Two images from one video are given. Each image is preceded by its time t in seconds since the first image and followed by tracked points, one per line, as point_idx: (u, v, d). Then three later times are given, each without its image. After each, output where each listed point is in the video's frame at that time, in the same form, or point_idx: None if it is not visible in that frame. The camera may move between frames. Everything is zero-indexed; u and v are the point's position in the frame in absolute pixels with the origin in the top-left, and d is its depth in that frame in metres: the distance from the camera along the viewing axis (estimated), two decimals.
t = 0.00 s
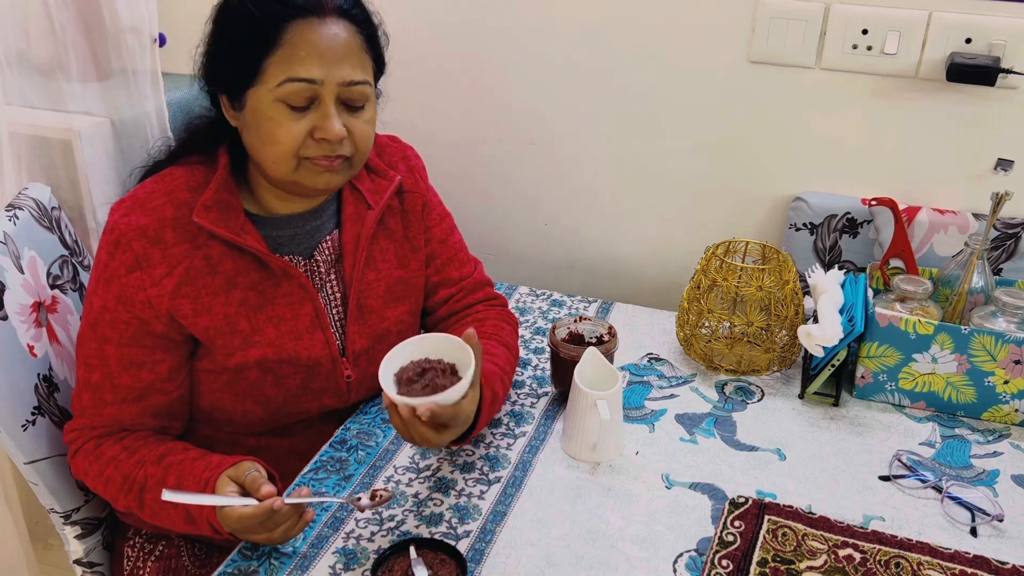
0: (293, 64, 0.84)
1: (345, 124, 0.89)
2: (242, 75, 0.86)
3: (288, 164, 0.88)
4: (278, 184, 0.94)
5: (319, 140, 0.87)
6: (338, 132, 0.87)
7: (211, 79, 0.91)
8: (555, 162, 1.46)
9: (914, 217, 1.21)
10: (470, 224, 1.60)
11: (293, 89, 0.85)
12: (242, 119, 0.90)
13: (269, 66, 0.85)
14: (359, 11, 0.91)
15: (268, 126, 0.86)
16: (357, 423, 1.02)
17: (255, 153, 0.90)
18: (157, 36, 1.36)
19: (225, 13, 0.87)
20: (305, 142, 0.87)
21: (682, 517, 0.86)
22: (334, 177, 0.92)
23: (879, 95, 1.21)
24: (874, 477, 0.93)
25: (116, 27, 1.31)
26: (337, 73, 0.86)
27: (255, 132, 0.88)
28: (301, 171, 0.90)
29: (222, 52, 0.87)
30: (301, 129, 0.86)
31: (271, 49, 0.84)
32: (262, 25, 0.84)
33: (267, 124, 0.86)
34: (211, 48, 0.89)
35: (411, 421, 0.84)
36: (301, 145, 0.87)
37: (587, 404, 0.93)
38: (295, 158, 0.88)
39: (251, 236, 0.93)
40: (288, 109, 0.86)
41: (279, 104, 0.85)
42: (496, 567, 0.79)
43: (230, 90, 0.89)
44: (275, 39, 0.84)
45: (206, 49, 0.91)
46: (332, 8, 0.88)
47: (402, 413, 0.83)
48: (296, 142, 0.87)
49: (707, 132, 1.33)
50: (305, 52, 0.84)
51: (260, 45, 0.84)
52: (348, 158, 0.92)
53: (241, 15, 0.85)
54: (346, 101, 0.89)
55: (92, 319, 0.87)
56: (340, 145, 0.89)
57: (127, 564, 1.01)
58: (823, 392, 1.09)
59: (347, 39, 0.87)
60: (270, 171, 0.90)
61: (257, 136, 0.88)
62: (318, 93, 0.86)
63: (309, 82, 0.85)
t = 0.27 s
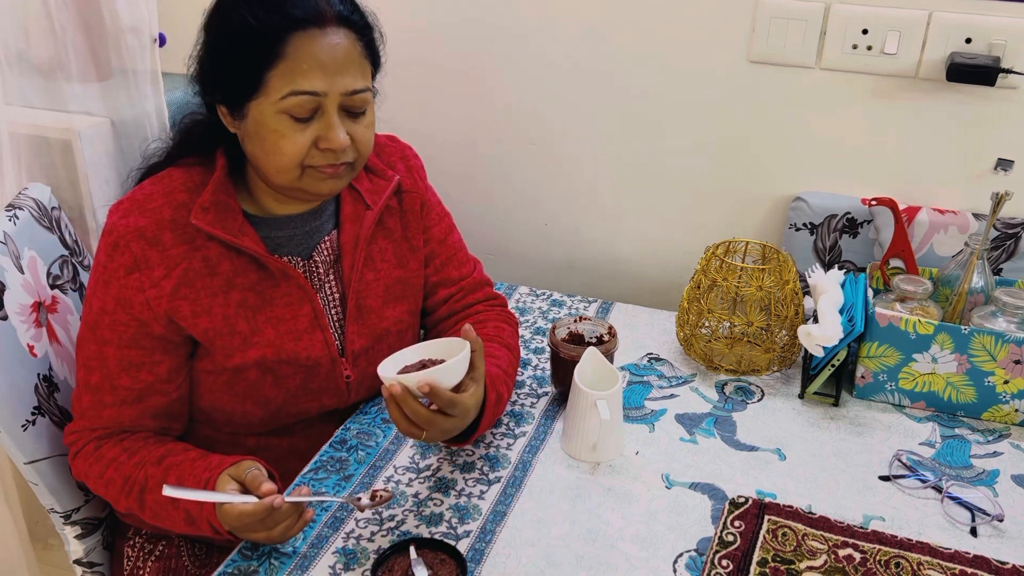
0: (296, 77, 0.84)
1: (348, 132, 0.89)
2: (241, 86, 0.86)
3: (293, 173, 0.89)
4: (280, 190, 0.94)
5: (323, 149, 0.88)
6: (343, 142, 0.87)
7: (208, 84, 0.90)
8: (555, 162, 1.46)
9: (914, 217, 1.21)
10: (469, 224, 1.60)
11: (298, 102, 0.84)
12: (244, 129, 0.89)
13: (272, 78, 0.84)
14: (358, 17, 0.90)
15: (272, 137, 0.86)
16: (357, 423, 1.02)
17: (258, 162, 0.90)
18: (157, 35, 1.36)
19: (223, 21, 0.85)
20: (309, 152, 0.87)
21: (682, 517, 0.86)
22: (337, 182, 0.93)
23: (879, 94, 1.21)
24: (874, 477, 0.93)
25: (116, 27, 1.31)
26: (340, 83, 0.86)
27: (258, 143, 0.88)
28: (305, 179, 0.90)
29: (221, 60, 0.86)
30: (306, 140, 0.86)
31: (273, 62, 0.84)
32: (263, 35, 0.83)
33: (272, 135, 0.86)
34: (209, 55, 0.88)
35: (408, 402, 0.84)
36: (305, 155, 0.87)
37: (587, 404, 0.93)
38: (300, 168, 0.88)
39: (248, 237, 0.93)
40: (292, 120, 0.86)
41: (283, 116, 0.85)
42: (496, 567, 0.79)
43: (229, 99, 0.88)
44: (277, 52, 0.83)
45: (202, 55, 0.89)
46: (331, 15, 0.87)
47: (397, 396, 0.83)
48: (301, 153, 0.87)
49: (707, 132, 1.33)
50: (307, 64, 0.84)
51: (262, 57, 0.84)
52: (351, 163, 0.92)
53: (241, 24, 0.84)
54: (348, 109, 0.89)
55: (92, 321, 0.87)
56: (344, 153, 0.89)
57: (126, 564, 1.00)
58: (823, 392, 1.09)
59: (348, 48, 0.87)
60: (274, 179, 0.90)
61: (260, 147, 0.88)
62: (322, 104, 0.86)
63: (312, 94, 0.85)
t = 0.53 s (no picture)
0: (297, 79, 0.84)
1: (349, 133, 0.89)
2: (241, 89, 0.86)
3: (293, 175, 0.88)
4: (279, 191, 0.94)
5: (324, 151, 0.88)
6: (343, 144, 0.87)
7: (208, 85, 0.89)
8: (555, 162, 1.46)
9: (914, 217, 1.21)
10: (469, 224, 1.59)
11: (299, 104, 0.84)
12: (244, 132, 0.89)
13: (272, 80, 0.84)
14: (358, 19, 0.90)
15: (273, 138, 0.86)
16: (357, 423, 1.02)
17: (258, 163, 0.89)
18: (157, 36, 1.36)
19: (222, 22, 0.85)
20: (310, 153, 0.87)
21: (682, 517, 0.86)
22: (337, 184, 0.93)
23: (879, 94, 1.21)
24: (875, 477, 0.93)
25: (116, 27, 1.31)
26: (341, 85, 0.86)
27: (259, 145, 0.88)
28: (305, 181, 0.90)
29: (221, 62, 0.86)
30: (307, 142, 0.86)
31: (274, 64, 0.84)
32: (263, 37, 0.83)
33: (272, 138, 0.86)
34: (208, 56, 0.88)
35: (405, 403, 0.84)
36: (306, 157, 0.87)
37: (587, 404, 0.93)
38: (300, 169, 0.88)
39: (247, 240, 0.93)
40: (293, 122, 0.86)
41: (284, 118, 0.85)
42: (496, 567, 0.79)
43: (229, 101, 0.88)
44: (277, 54, 0.83)
45: (201, 57, 0.89)
46: (332, 17, 0.87)
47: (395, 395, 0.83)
48: (302, 155, 0.87)
49: (707, 132, 1.33)
50: (308, 66, 0.84)
51: (263, 59, 0.84)
52: (351, 165, 0.92)
53: (241, 25, 0.84)
54: (349, 110, 0.89)
55: (91, 324, 0.87)
56: (345, 155, 0.89)
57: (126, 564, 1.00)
58: (823, 392, 1.09)
59: (348, 50, 0.87)
60: (275, 182, 0.90)
61: (261, 149, 0.88)
62: (323, 106, 0.86)
63: (313, 96, 0.85)
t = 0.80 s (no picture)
0: (296, 80, 0.84)
1: (348, 134, 0.89)
2: (240, 91, 0.86)
3: (293, 176, 0.88)
4: (279, 192, 0.94)
5: (323, 152, 0.87)
6: (342, 145, 0.87)
7: (206, 86, 0.89)
8: (555, 162, 1.46)
9: (914, 217, 1.21)
10: (469, 224, 1.59)
11: (298, 105, 0.85)
12: (244, 133, 0.89)
13: (271, 81, 0.84)
14: (357, 19, 0.90)
15: (272, 139, 0.86)
16: (357, 423, 1.02)
17: (257, 164, 0.89)
18: (157, 36, 1.37)
19: (221, 23, 0.85)
20: (309, 155, 0.87)
21: (682, 517, 0.86)
22: (336, 186, 0.93)
23: (879, 94, 1.21)
24: (875, 477, 0.93)
25: (116, 27, 1.31)
26: (339, 85, 0.86)
27: (258, 147, 0.88)
28: (304, 182, 0.90)
29: (219, 62, 0.86)
30: (306, 143, 0.86)
31: (272, 65, 0.84)
32: (261, 38, 0.83)
33: (271, 139, 0.86)
34: (207, 57, 0.88)
35: (403, 405, 0.84)
36: (305, 158, 0.87)
37: (587, 404, 0.93)
38: (300, 170, 0.88)
39: (246, 240, 0.93)
40: (292, 123, 0.86)
41: (283, 119, 0.85)
42: (496, 567, 0.79)
43: (228, 102, 0.88)
44: (276, 55, 0.83)
45: (200, 58, 0.89)
46: (330, 17, 0.87)
47: (392, 397, 0.83)
48: (301, 157, 0.87)
49: (707, 132, 1.33)
50: (307, 67, 0.84)
51: (262, 60, 0.84)
52: (350, 166, 0.92)
53: (239, 26, 0.84)
54: (348, 111, 0.89)
55: (90, 325, 0.87)
56: (344, 156, 0.89)
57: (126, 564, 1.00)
58: (823, 392, 1.09)
59: (347, 51, 0.87)
60: (274, 183, 0.90)
61: (260, 150, 0.88)
62: (322, 107, 0.86)
63: (313, 97, 0.85)
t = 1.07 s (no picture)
0: (288, 76, 0.84)
1: (340, 130, 0.89)
2: (232, 87, 0.86)
3: (285, 173, 0.88)
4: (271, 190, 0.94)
5: (315, 149, 0.87)
6: (335, 141, 0.87)
7: (198, 84, 0.89)
8: (555, 162, 1.46)
9: (914, 217, 1.21)
10: (469, 224, 1.59)
11: (289, 102, 0.85)
12: (236, 131, 0.89)
13: (263, 78, 0.84)
14: (348, 15, 0.90)
15: (264, 137, 0.86)
16: (357, 423, 1.02)
17: (249, 162, 0.90)
18: (156, 36, 1.37)
19: (212, 21, 0.85)
20: (301, 152, 0.87)
21: (682, 517, 0.86)
22: (329, 183, 0.93)
23: (878, 94, 1.21)
24: (875, 477, 0.93)
25: (116, 27, 1.31)
26: (331, 82, 0.86)
27: (250, 144, 0.88)
28: (297, 179, 0.90)
29: (211, 60, 0.86)
30: (298, 140, 0.86)
31: (264, 61, 0.84)
32: (253, 35, 0.83)
33: (263, 136, 0.86)
34: (198, 55, 0.88)
35: (413, 415, 0.85)
36: (297, 156, 0.87)
37: (587, 404, 0.93)
38: (292, 168, 0.88)
39: (242, 240, 0.93)
40: (283, 119, 0.86)
41: (275, 116, 0.85)
42: (496, 567, 0.79)
43: (220, 100, 0.88)
44: (267, 51, 0.83)
45: (191, 56, 0.89)
46: (321, 13, 0.87)
47: (403, 409, 0.83)
48: (293, 154, 0.87)
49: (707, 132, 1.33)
50: (298, 64, 0.84)
51: (253, 58, 0.84)
52: (344, 163, 0.92)
53: (230, 23, 0.84)
54: (340, 108, 0.89)
55: (87, 327, 0.87)
56: (337, 153, 0.89)
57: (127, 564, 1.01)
58: (823, 392, 1.09)
59: (339, 48, 0.87)
60: (267, 181, 0.90)
61: (253, 148, 0.88)
62: (314, 104, 0.86)
63: (304, 94, 0.85)
